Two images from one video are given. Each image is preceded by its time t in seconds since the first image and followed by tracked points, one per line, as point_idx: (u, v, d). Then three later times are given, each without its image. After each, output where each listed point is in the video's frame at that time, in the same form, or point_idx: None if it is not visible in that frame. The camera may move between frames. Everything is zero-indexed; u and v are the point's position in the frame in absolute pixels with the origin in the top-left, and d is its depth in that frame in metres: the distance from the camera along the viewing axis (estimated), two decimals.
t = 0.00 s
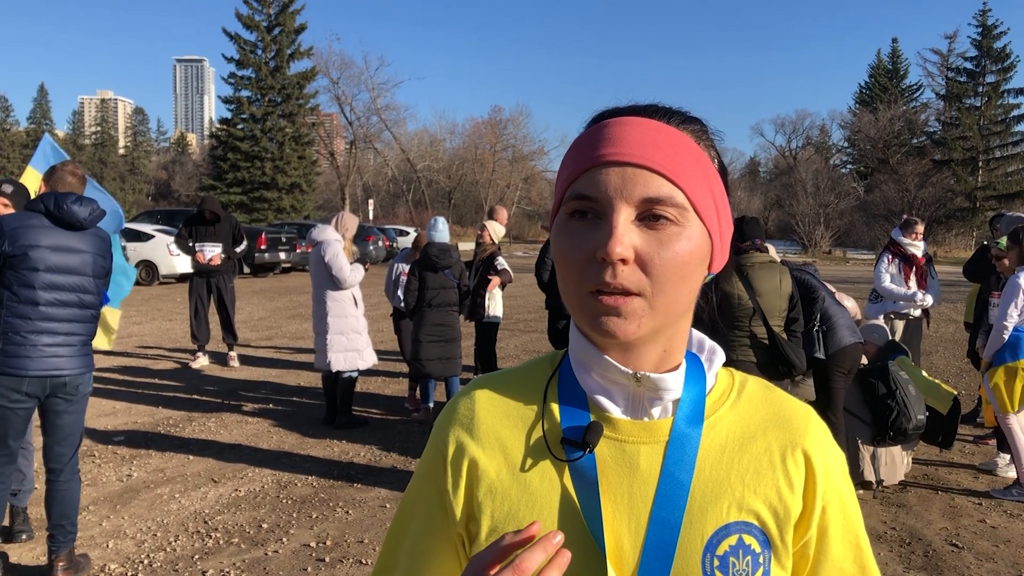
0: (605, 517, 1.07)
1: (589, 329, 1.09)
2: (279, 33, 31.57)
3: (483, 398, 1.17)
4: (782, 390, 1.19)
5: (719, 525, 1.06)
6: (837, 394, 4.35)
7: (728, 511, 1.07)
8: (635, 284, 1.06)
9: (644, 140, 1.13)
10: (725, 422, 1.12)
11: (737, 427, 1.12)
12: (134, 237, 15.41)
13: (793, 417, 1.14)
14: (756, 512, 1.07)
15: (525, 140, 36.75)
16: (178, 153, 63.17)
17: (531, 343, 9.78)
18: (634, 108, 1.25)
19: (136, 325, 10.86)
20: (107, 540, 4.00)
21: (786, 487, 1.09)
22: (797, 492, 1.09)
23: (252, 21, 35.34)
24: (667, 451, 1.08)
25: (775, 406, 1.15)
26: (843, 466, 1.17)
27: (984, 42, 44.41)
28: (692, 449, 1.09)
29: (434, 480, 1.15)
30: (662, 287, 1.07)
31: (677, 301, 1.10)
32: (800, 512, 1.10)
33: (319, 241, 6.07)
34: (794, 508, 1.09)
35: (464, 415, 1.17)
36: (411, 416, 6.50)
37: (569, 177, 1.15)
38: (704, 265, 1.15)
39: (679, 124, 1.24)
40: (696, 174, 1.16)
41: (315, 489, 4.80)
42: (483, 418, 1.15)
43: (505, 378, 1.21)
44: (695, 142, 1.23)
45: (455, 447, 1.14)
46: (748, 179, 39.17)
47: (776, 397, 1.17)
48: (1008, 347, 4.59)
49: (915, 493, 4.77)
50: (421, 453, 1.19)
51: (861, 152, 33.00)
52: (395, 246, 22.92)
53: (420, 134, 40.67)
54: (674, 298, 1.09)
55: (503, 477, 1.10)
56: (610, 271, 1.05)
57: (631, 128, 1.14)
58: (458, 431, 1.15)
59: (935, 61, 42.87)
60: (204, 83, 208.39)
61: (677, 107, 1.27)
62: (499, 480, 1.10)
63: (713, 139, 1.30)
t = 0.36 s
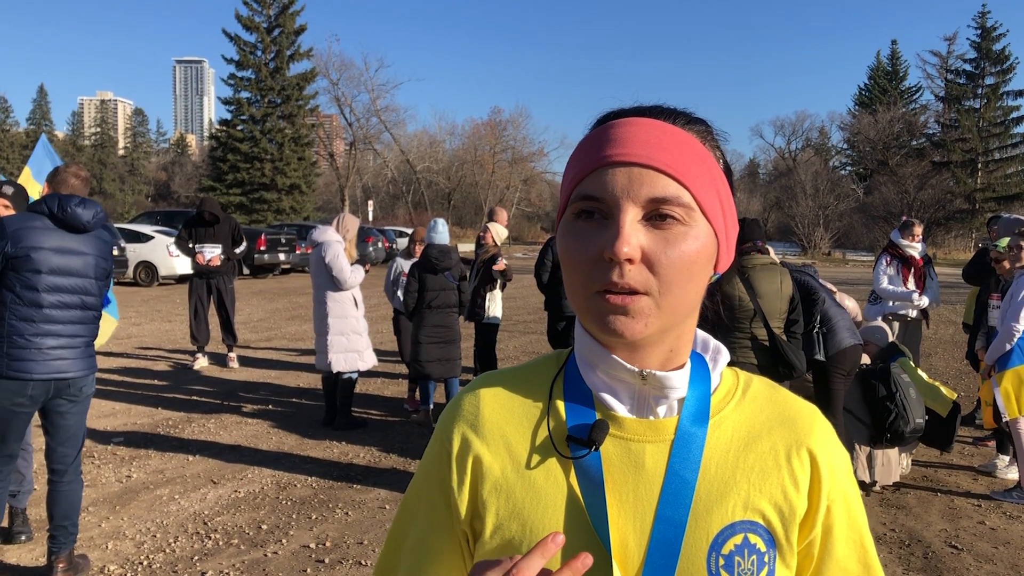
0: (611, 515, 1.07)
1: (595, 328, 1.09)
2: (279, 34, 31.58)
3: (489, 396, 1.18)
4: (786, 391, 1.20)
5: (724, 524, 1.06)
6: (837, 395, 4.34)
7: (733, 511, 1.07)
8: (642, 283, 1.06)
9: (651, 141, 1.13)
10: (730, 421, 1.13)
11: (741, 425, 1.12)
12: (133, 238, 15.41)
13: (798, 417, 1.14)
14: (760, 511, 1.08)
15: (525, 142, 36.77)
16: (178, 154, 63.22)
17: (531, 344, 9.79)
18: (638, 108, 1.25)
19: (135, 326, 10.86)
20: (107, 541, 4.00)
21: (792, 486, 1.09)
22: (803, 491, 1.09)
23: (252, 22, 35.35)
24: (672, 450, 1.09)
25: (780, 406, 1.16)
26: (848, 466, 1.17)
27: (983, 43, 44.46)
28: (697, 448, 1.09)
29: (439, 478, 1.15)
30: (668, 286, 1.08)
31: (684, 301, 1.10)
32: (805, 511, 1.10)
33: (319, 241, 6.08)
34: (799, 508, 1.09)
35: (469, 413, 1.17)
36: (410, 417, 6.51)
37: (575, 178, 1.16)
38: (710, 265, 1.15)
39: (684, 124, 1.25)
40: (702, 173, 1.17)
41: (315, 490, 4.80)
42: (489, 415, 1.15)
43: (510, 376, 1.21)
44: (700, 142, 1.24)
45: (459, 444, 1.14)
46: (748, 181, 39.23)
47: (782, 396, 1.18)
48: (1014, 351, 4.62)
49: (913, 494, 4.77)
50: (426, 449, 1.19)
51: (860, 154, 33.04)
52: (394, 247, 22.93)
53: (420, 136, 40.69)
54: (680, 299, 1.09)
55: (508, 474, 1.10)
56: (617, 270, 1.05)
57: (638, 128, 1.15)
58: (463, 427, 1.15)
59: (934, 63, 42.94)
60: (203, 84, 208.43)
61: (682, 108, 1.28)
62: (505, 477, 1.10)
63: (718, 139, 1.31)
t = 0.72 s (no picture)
0: (614, 518, 1.07)
1: (598, 329, 1.09)
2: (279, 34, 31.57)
3: (491, 399, 1.18)
4: (789, 394, 1.19)
5: (728, 528, 1.06)
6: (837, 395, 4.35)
7: (736, 515, 1.07)
8: (645, 283, 1.06)
9: (651, 141, 1.13)
10: (733, 425, 1.12)
11: (745, 430, 1.12)
12: (133, 238, 15.39)
13: (801, 421, 1.14)
14: (764, 515, 1.07)
15: (525, 142, 36.78)
16: (177, 154, 63.21)
17: (530, 344, 9.79)
18: (637, 109, 1.25)
19: (135, 325, 10.86)
20: (106, 541, 4.00)
21: (795, 491, 1.09)
22: (806, 495, 1.09)
23: (251, 22, 35.35)
24: (675, 454, 1.09)
25: (784, 409, 1.16)
26: (851, 470, 1.17)
27: (983, 44, 44.46)
28: (701, 452, 1.09)
29: (442, 482, 1.16)
30: (671, 286, 1.07)
31: (687, 302, 1.10)
32: (808, 516, 1.10)
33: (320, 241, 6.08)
34: (803, 512, 1.09)
35: (473, 418, 1.17)
36: (410, 418, 6.51)
37: (576, 179, 1.15)
38: (712, 264, 1.15)
39: (683, 124, 1.25)
40: (700, 172, 1.17)
41: (315, 490, 4.80)
42: (491, 420, 1.15)
43: (513, 379, 1.21)
44: (699, 141, 1.24)
45: (463, 449, 1.14)
46: (748, 181, 39.23)
47: (785, 400, 1.18)
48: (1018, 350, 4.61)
49: (913, 495, 4.77)
50: (429, 453, 1.19)
51: (860, 154, 33.04)
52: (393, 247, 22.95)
53: (420, 136, 40.69)
54: (683, 299, 1.09)
55: (511, 478, 1.10)
56: (620, 271, 1.05)
57: (638, 128, 1.14)
58: (466, 434, 1.15)
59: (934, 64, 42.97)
60: (203, 84, 208.40)
61: (681, 109, 1.28)
62: (509, 482, 1.10)
63: (715, 139, 1.31)
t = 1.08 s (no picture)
0: (613, 519, 1.07)
1: (596, 328, 1.09)
2: (279, 33, 31.55)
3: (490, 400, 1.18)
4: (791, 394, 1.19)
5: (728, 528, 1.06)
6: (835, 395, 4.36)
7: (736, 516, 1.07)
8: (643, 281, 1.06)
9: (650, 139, 1.13)
10: (733, 426, 1.12)
11: (745, 431, 1.12)
12: (133, 237, 15.39)
13: (803, 421, 1.14)
14: (764, 516, 1.07)
15: (525, 141, 36.77)
16: (178, 153, 63.23)
17: (530, 344, 9.79)
18: (637, 108, 1.25)
19: (135, 324, 10.85)
20: (106, 540, 4.00)
21: (794, 491, 1.09)
22: (806, 495, 1.09)
23: (252, 21, 35.35)
24: (675, 454, 1.09)
25: (785, 409, 1.15)
26: (851, 470, 1.17)
27: (984, 44, 44.46)
28: (701, 451, 1.09)
29: (442, 482, 1.17)
30: (670, 284, 1.07)
31: (686, 300, 1.10)
32: (808, 516, 1.10)
33: (320, 240, 6.08)
34: (802, 513, 1.09)
35: (473, 419, 1.17)
36: (410, 417, 6.51)
37: (574, 177, 1.16)
38: (711, 263, 1.15)
39: (681, 122, 1.25)
40: (700, 170, 1.17)
41: (315, 489, 4.80)
42: (490, 421, 1.15)
43: (514, 380, 1.21)
44: (698, 140, 1.23)
45: (463, 450, 1.15)
46: (748, 181, 39.23)
47: (787, 400, 1.18)
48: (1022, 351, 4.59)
49: (913, 494, 4.77)
50: (429, 454, 1.20)
51: (860, 154, 33.05)
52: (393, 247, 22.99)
53: (420, 135, 40.68)
54: (681, 298, 1.09)
55: (511, 479, 1.10)
56: (618, 269, 1.05)
57: (637, 127, 1.14)
58: (467, 435, 1.16)
59: (934, 64, 42.97)
60: (203, 83, 208.38)
61: (680, 107, 1.28)
62: (507, 482, 1.10)
63: (715, 137, 1.30)
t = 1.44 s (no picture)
0: (611, 518, 1.07)
1: (592, 326, 1.09)
2: (279, 32, 31.55)
3: (490, 399, 1.18)
4: (791, 394, 1.19)
5: (726, 527, 1.06)
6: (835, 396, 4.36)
7: (734, 514, 1.06)
8: (638, 279, 1.06)
9: (644, 138, 1.13)
10: (732, 425, 1.12)
11: (744, 431, 1.11)
12: (134, 236, 15.40)
13: (803, 421, 1.14)
14: (762, 515, 1.07)
15: (525, 140, 36.76)
16: (178, 152, 63.24)
17: (531, 342, 9.80)
18: (633, 107, 1.24)
19: (136, 323, 10.85)
20: (106, 538, 4.00)
21: (795, 491, 1.09)
22: (805, 495, 1.09)
23: (252, 20, 35.34)
24: (673, 453, 1.08)
25: (785, 410, 1.15)
26: (852, 470, 1.16)
27: (984, 43, 44.44)
28: (700, 450, 1.09)
29: (442, 480, 1.17)
30: (666, 283, 1.07)
31: (682, 297, 1.10)
32: (808, 517, 1.10)
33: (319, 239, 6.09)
34: (801, 513, 1.08)
35: (472, 418, 1.17)
36: (410, 415, 6.51)
37: (570, 176, 1.15)
38: (708, 261, 1.15)
39: (678, 121, 1.24)
40: (696, 169, 1.16)
41: (315, 488, 4.80)
42: (490, 420, 1.15)
43: (513, 379, 1.21)
44: (695, 138, 1.23)
45: (463, 449, 1.15)
46: (748, 180, 39.24)
47: (788, 400, 1.17)
48: (1018, 347, 4.60)
49: (913, 494, 4.77)
50: (429, 452, 1.20)
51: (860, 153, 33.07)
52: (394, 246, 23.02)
53: (420, 134, 40.69)
54: (677, 297, 1.09)
55: (509, 477, 1.10)
56: (613, 268, 1.05)
57: (632, 126, 1.14)
58: (466, 434, 1.16)
59: (935, 63, 42.99)
60: (203, 82, 208.38)
61: (676, 106, 1.27)
62: (506, 481, 1.10)
63: (713, 136, 1.30)
